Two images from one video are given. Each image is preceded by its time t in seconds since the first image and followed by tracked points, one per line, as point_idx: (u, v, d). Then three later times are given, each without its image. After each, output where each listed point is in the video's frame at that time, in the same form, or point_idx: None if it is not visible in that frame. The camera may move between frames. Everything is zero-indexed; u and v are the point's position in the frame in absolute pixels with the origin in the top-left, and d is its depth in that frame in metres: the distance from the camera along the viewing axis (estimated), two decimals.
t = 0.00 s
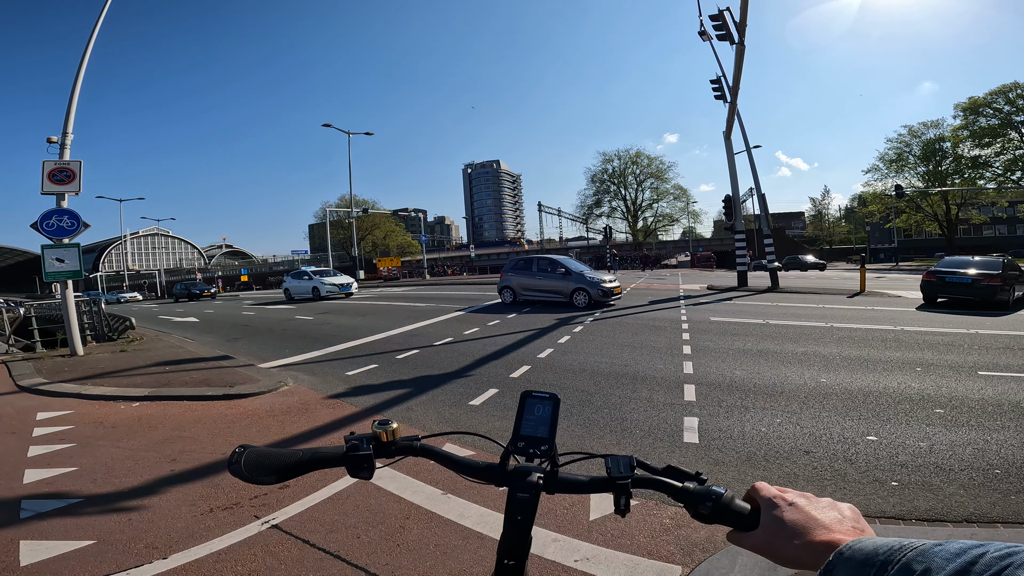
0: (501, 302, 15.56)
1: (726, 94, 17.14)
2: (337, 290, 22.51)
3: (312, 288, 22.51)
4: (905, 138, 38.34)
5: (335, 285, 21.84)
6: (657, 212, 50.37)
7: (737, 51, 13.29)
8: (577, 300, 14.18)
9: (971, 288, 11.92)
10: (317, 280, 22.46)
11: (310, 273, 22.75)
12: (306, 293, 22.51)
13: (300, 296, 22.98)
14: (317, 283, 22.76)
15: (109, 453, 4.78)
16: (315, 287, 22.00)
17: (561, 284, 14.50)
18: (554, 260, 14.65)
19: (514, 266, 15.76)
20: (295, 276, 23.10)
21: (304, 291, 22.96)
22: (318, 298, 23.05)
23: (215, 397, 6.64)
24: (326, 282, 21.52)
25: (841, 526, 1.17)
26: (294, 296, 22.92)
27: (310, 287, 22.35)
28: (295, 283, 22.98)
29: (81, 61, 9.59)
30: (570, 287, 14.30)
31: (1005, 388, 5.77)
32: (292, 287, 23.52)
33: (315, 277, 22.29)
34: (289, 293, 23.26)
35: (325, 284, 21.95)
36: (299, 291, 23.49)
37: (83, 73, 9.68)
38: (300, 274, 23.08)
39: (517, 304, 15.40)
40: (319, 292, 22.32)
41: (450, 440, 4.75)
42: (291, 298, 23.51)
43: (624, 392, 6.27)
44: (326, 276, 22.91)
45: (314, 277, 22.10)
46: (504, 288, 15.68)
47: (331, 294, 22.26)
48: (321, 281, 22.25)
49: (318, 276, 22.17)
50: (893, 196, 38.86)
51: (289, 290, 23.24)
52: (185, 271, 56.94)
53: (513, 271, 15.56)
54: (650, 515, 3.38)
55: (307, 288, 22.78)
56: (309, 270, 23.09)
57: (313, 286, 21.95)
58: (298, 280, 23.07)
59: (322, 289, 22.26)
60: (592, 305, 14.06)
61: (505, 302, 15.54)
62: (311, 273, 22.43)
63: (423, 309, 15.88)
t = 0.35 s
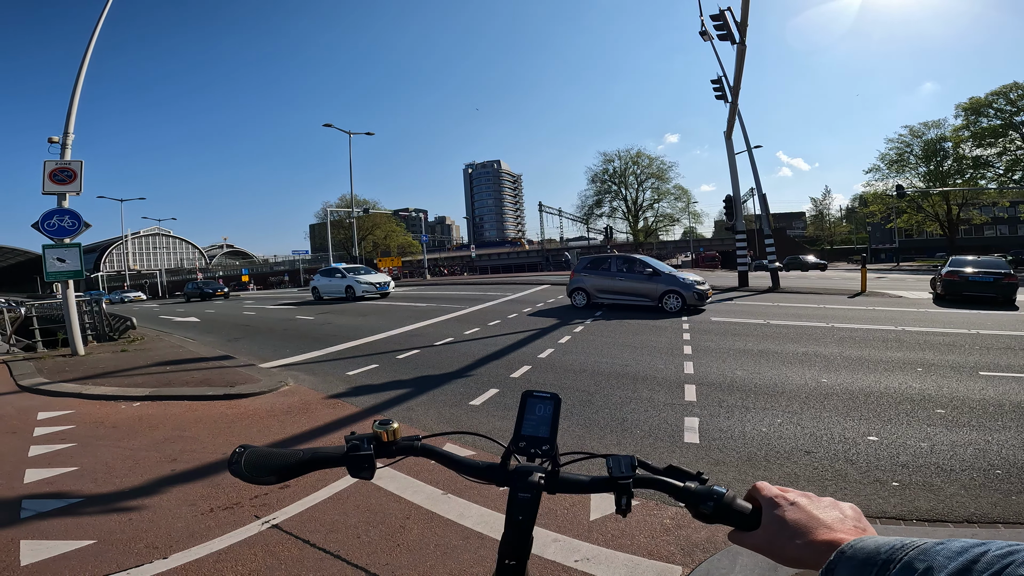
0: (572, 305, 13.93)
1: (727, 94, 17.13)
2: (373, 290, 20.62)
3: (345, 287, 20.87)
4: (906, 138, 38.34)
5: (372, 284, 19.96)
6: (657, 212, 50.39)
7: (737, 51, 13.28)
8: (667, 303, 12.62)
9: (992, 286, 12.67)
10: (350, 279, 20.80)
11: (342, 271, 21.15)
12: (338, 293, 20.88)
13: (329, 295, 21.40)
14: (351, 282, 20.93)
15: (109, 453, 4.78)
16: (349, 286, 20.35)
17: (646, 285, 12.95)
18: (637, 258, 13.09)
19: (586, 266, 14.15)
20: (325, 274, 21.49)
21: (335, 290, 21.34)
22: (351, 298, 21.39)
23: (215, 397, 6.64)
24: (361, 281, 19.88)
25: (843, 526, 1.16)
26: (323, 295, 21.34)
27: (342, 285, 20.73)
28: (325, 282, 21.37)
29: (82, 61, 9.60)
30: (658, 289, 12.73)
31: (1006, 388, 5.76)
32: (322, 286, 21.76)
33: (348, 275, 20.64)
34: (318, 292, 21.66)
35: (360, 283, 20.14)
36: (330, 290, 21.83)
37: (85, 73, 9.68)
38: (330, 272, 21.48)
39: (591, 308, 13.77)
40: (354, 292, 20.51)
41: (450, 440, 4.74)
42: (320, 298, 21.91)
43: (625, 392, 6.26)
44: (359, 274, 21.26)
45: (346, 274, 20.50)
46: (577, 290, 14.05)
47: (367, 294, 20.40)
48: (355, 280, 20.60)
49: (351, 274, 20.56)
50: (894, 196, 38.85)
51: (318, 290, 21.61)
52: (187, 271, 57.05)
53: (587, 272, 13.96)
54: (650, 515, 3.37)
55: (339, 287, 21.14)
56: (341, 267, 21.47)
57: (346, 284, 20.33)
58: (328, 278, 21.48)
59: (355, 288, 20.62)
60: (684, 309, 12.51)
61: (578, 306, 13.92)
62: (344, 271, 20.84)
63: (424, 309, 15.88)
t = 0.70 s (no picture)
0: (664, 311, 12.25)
1: (728, 94, 17.11)
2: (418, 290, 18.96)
3: (385, 286, 19.51)
4: (907, 139, 38.26)
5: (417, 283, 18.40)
6: (658, 212, 50.37)
7: (738, 51, 13.28)
8: (783, 310, 11.13)
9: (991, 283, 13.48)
10: (391, 277, 19.28)
11: (382, 269, 19.76)
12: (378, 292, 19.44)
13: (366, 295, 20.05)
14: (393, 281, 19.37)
15: (111, 452, 4.79)
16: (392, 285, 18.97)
17: (756, 289, 11.39)
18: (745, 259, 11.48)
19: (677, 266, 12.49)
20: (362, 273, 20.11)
21: (373, 290, 19.99)
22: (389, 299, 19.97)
23: (216, 397, 6.64)
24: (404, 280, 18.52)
25: (843, 527, 1.16)
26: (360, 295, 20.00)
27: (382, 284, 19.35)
28: (362, 281, 20.02)
29: (83, 62, 9.61)
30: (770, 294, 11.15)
31: (1007, 389, 5.76)
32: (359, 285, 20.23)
33: (389, 274, 19.27)
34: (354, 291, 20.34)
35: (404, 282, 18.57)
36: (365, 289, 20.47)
37: (86, 73, 9.68)
38: (367, 270, 20.11)
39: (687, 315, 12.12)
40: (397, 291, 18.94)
41: (451, 441, 4.75)
42: (355, 297, 20.58)
43: (625, 392, 6.26)
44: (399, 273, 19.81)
45: (386, 273, 19.15)
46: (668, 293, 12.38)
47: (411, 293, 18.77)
48: (396, 278, 19.21)
49: (392, 272, 19.22)
50: (895, 197, 38.79)
51: (354, 289, 20.27)
52: (188, 271, 57.10)
53: (681, 273, 12.28)
54: (650, 515, 3.37)
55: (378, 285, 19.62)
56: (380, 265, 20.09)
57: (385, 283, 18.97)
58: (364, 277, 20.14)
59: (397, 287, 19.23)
60: (802, 316, 11.04)
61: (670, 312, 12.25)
62: (384, 269, 19.46)
63: (424, 309, 15.87)
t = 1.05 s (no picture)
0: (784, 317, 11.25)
1: (729, 94, 17.11)
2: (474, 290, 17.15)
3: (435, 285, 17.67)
4: (909, 139, 38.22)
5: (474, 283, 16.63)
6: (659, 212, 50.38)
7: (739, 51, 13.30)
8: (928, 316, 10.02)
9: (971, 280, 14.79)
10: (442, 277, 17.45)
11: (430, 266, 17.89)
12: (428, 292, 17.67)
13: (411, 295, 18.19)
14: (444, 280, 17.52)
15: (112, 452, 4.79)
16: (445, 285, 17.12)
17: (895, 293, 10.26)
18: (880, 260, 10.37)
19: (796, 268, 11.43)
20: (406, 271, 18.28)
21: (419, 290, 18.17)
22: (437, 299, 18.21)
23: (217, 397, 6.64)
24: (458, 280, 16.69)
25: (845, 529, 1.16)
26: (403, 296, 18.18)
27: (430, 284, 17.50)
28: (406, 280, 18.19)
29: (84, 61, 9.61)
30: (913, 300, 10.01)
31: (1009, 389, 5.76)
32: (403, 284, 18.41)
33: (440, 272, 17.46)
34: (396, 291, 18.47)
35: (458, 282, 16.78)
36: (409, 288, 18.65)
37: (87, 73, 9.69)
38: (411, 268, 18.21)
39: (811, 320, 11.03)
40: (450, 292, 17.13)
41: (452, 441, 4.74)
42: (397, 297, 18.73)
43: (626, 393, 6.26)
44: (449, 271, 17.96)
45: (436, 272, 17.32)
46: (788, 297, 11.34)
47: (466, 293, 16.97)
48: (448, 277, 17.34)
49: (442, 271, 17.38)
50: (896, 197, 38.75)
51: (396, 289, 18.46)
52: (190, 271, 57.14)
53: (802, 275, 11.23)
54: (652, 516, 3.36)
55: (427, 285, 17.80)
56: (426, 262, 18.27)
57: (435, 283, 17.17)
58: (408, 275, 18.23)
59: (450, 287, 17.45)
60: (951, 324, 9.92)
61: (792, 317, 11.23)
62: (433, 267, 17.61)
63: (425, 309, 15.88)
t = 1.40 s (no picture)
0: (936, 325, 10.01)
1: (730, 94, 17.10)
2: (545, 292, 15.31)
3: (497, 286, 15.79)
4: (910, 139, 38.16)
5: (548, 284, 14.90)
6: (660, 212, 50.36)
7: (740, 51, 13.30)
8: None
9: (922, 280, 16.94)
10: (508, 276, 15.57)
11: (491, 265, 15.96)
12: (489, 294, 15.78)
13: (467, 296, 16.35)
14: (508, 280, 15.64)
15: (113, 452, 4.79)
16: (513, 286, 15.23)
17: None
18: None
19: (944, 270, 10.21)
20: (462, 268, 16.46)
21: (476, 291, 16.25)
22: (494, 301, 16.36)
23: (218, 397, 6.64)
24: (529, 280, 15.00)
25: (849, 530, 1.15)
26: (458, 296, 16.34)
27: (494, 284, 15.70)
28: (462, 278, 16.35)
29: (85, 61, 9.61)
30: None
31: (1010, 389, 5.74)
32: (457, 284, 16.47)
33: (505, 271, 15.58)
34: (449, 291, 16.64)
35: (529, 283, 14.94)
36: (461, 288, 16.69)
37: (88, 73, 9.69)
38: (468, 266, 16.35)
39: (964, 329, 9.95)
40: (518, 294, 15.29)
41: (452, 441, 4.73)
42: (449, 298, 16.89)
43: (626, 393, 6.25)
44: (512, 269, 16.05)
45: (501, 270, 15.56)
46: (938, 303, 10.09)
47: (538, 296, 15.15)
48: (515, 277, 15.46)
49: (508, 269, 15.61)
50: (897, 197, 38.72)
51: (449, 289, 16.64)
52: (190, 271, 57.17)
53: (956, 279, 9.99)
54: (652, 516, 3.36)
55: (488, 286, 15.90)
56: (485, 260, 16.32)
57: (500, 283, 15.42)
58: (464, 273, 16.38)
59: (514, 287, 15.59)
60: None
61: (943, 326, 10.01)
62: (495, 265, 15.83)
63: (426, 309, 15.87)
